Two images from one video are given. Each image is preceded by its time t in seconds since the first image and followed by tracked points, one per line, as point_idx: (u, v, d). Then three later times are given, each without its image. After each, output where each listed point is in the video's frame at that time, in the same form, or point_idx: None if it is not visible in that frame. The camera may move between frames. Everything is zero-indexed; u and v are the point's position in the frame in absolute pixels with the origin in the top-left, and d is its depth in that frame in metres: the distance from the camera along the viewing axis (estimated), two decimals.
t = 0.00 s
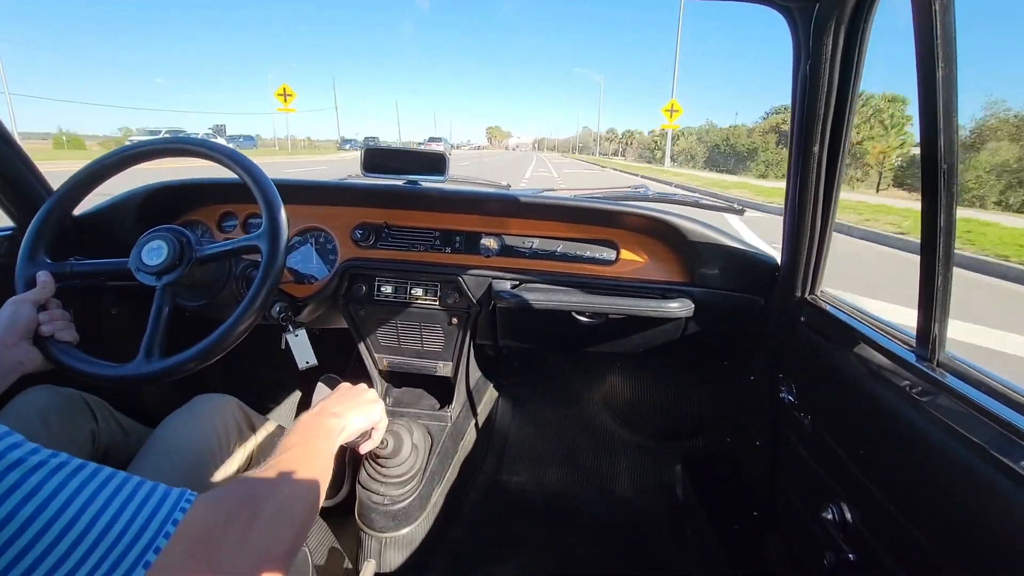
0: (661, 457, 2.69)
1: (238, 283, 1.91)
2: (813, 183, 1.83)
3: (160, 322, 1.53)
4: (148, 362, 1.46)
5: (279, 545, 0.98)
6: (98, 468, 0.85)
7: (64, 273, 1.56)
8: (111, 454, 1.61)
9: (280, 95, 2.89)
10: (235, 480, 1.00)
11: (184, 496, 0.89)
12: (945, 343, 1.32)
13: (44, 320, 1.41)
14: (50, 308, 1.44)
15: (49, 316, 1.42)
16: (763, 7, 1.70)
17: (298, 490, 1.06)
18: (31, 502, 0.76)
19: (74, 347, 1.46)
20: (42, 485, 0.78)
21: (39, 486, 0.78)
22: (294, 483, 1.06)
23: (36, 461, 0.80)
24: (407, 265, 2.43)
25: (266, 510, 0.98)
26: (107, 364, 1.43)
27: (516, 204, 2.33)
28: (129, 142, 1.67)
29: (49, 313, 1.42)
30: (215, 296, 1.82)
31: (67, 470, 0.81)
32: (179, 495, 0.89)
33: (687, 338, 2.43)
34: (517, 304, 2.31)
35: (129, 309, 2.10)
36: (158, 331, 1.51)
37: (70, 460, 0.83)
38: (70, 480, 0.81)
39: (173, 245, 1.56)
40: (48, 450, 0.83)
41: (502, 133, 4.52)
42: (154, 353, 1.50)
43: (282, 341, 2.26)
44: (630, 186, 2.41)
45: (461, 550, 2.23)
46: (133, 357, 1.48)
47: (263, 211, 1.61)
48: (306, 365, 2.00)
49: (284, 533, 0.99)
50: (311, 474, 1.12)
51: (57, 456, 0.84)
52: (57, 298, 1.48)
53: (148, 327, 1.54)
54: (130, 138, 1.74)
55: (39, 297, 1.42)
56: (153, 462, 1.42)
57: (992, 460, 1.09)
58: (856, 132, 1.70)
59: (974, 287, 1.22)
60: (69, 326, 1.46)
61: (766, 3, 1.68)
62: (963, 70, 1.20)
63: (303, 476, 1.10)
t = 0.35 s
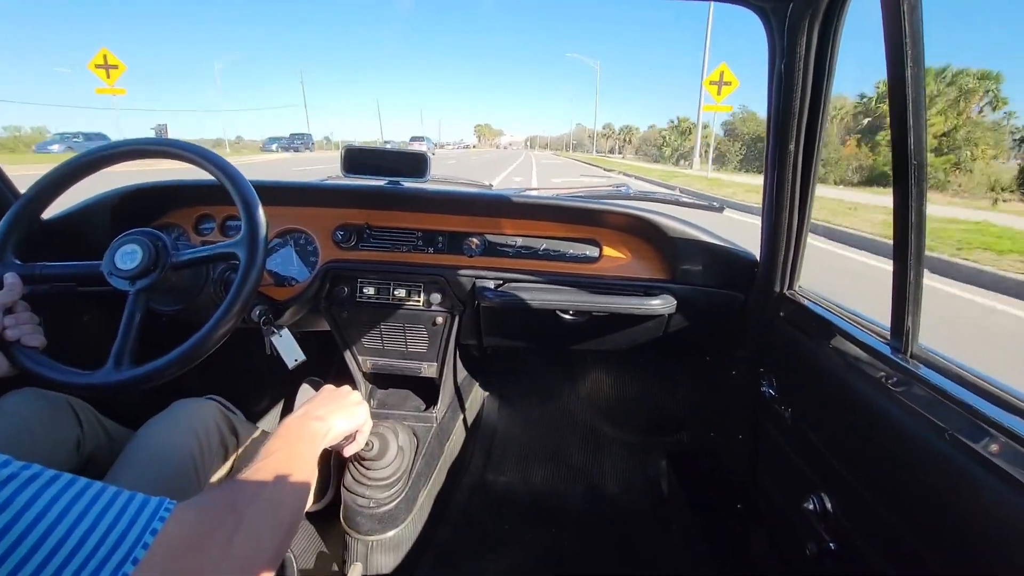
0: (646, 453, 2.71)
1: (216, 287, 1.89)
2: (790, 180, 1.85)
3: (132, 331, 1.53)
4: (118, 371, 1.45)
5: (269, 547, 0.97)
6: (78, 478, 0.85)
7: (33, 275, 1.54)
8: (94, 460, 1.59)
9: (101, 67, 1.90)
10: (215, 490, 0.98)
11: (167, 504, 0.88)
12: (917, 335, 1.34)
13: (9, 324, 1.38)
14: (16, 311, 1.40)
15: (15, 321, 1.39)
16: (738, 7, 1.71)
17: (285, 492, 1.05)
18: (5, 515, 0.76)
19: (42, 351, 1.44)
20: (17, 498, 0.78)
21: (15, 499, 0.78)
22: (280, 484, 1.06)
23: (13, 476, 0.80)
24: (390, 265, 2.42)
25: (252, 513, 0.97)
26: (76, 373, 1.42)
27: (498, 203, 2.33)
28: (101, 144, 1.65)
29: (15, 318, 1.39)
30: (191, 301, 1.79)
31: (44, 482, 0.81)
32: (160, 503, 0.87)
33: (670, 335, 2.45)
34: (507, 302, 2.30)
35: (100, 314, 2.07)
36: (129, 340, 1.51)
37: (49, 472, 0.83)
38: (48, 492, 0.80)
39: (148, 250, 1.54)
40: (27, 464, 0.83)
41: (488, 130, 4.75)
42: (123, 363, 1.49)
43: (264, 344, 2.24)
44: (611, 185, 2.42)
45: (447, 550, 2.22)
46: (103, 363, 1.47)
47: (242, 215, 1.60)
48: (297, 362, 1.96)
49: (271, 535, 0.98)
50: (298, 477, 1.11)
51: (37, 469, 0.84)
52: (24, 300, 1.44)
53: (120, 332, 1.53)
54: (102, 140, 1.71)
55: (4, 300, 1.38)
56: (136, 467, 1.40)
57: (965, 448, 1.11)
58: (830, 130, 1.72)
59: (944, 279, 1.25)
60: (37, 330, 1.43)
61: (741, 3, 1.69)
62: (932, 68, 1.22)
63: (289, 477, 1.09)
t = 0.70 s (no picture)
0: (638, 450, 2.72)
1: (205, 289, 1.88)
2: (780, 178, 1.86)
3: (113, 331, 1.52)
4: (95, 375, 1.43)
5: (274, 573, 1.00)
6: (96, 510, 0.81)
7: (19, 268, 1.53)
8: (93, 460, 1.58)
9: None
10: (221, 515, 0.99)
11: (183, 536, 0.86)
12: (905, 332, 1.35)
13: None
14: None
15: None
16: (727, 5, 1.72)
17: (285, 515, 1.08)
18: (28, 557, 0.72)
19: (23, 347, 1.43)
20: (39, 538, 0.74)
21: (35, 539, 0.74)
22: (282, 509, 1.08)
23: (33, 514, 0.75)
24: (382, 264, 2.41)
25: (257, 539, 0.99)
26: (52, 373, 1.40)
27: (490, 202, 2.33)
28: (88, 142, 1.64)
29: None
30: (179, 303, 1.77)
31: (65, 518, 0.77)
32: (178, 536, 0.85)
33: (662, 333, 2.46)
34: (507, 302, 2.29)
35: (88, 315, 2.05)
36: (109, 341, 1.49)
37: (69, 506, 0.79)
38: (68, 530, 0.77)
39: (135, 250, 1.53)
40: (44, 495, 0.79)
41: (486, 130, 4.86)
42: (102, 365, 1.46)
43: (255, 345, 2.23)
44: (603, 184, 2.42)
45: (439, 549, 2.22)
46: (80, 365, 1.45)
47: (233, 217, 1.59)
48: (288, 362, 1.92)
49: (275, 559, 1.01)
50: (297, 498, 1.13)
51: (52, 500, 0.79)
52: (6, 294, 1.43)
53: (100, 332, 1.52)
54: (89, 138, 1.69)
55: None
56: (137, 467, 1.39)
57: (951, 442, 1.12)
58: (820, 129, 1.73)
59: (931, 276, 1.25)
60: (18, 326, 1.42)
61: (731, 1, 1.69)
62: (918, 67, 1.23)
63: (289, 498, 1.11)
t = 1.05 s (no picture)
0: (654, 455, 2.71)
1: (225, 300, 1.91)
2: (795, 182, 1.86)
3: (132, 339, 1.55)
4: (107, 385, 1.45)
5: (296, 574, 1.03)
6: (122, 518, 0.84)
7: (53, 270, 1.57)
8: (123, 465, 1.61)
9: None
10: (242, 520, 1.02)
11: (205, 544, 0.88)
12: (926, 335, 1.34)
13: (18, 318, 1.40)
14: (28, 304, 1.43)
15: (24, 315, 1.41)
16: (742, 9, 1.72)
17: (305, 518, 1.10)
18: (56, 564, 0.75)
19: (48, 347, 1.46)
20: (67, 544, 0.77)
21: (63, 546, 0.77)
22: (302, 512, 1.10)
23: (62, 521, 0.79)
24: (397, 271, 2.43)
25: (279, 542, 1.02)
26: (71, 379, 1.43)
27: (504, 208, 2.34)
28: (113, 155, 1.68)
29: (25, 312, 1.41)
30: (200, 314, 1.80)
31: (92, 526, 0.80)
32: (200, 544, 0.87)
33: (678, 337, 2.46)
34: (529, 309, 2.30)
35: (113, 324, 2.10)
36: (124, 353, 1.51)
37: (96, 513, 0.82)
38: (95, 537, 0.79)
39: (159, 261, 1.56)
40: (73, 503, 0.82)
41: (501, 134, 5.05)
42: (116, 375, 1.49)
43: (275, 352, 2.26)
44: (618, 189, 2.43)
45: (457, 554, 2.23)
46: (94, 375, 1.48)
47: (254, 229, 1.62)
48: (304, 374, 1.95)
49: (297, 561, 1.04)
50: (316, 500, 1.16)
51: (81, 507, 0.83)
52: (38, 294, 1.48)
53: (119, 341, 1.55)
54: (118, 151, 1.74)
55: (16, 294, 1.41)
56: (159, 472, 1.41)
57: (973, 447, 1.11)
58: (835, 132, 1.73)
59: (952, 280, 1.25)
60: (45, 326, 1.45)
61: (745, 5, 1.69)
62: (936, 69, 1.23)
63: (308, 501, 1.13)
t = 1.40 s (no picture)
0: (658, 458, 2.70)
1: (230, 295, 1.91)
2: (803, 183, 1.85)
3: (141, 333, 1.56)
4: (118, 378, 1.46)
5: None
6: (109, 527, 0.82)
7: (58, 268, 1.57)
8: (129, 461, 1.60)
9: None
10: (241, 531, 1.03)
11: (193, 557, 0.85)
12: (934, 338, 1.33)
13: (25, 315, 1.40)
14: (35, 301, 1.42)
15: (32, 312, 1.40)
16: (750, 9, 1.71)
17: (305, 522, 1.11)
18: None
19: (56, 343, 1.46)
20: (49, 556, 0.75)
21: (44, 557, 0.74)
22: (301, 516, 1.11)
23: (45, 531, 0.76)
24: (401, 269, 2.42)
25: (279, 546, 1.03)
26: (79, 372, 1.44)
27: (509, 207, 2.34)
28: (119, 150, 1.68)
29: (34, 308, 1.41)
30: (205, 309, 1.81)
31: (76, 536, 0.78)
32: (186, 556, 0.85)
33: (682, 338, 2.45)
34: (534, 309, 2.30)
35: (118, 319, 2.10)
36: (134, 345, 1.52)
37: (80, 523, 0.80)
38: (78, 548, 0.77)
39: (165, 255, 1.56)
40: (59, 511, 0.80)
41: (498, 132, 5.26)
42: (125, 368, 1.50)
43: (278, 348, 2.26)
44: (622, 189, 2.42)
45: (460, 554, 2.22)
46: (105, 366, 1.49)
47: (258, 224, 1.62)
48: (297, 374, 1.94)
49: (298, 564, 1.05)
50: (314, 507, 1.16)
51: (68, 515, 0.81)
52: (44, 291, 1.47)
53: (128, 335, 1.55)
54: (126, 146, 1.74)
55: (23, 292, 1.41)
56: (160, 465, 1.42)
57: (984, 451, 1.10)
58: (844, 132, 1.72)
59: (963, 281, 1.24)
60: (52, 323, 1.45)
61: (753, 5, 1.68)
62: (947, 68, 1.22)
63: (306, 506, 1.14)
